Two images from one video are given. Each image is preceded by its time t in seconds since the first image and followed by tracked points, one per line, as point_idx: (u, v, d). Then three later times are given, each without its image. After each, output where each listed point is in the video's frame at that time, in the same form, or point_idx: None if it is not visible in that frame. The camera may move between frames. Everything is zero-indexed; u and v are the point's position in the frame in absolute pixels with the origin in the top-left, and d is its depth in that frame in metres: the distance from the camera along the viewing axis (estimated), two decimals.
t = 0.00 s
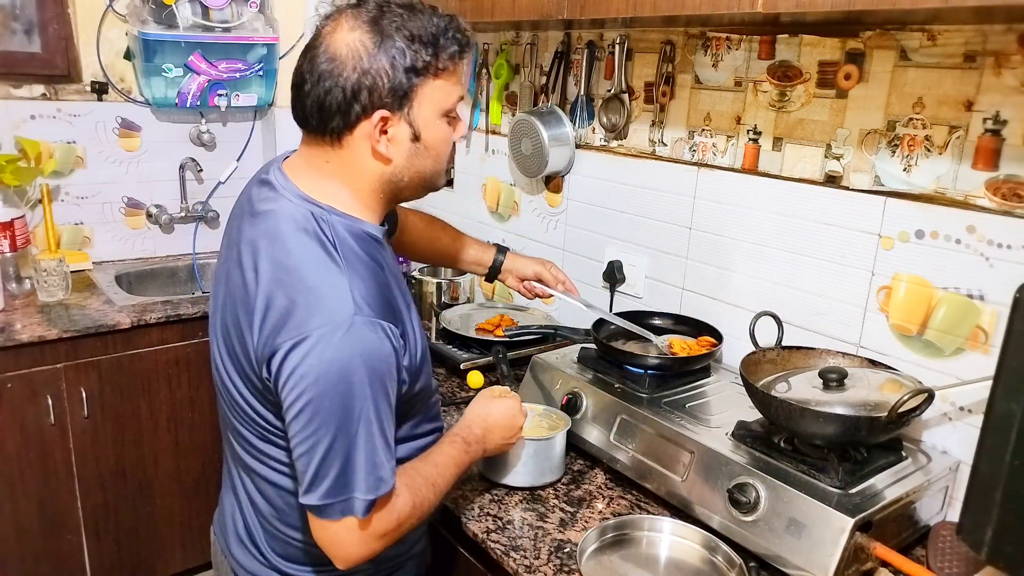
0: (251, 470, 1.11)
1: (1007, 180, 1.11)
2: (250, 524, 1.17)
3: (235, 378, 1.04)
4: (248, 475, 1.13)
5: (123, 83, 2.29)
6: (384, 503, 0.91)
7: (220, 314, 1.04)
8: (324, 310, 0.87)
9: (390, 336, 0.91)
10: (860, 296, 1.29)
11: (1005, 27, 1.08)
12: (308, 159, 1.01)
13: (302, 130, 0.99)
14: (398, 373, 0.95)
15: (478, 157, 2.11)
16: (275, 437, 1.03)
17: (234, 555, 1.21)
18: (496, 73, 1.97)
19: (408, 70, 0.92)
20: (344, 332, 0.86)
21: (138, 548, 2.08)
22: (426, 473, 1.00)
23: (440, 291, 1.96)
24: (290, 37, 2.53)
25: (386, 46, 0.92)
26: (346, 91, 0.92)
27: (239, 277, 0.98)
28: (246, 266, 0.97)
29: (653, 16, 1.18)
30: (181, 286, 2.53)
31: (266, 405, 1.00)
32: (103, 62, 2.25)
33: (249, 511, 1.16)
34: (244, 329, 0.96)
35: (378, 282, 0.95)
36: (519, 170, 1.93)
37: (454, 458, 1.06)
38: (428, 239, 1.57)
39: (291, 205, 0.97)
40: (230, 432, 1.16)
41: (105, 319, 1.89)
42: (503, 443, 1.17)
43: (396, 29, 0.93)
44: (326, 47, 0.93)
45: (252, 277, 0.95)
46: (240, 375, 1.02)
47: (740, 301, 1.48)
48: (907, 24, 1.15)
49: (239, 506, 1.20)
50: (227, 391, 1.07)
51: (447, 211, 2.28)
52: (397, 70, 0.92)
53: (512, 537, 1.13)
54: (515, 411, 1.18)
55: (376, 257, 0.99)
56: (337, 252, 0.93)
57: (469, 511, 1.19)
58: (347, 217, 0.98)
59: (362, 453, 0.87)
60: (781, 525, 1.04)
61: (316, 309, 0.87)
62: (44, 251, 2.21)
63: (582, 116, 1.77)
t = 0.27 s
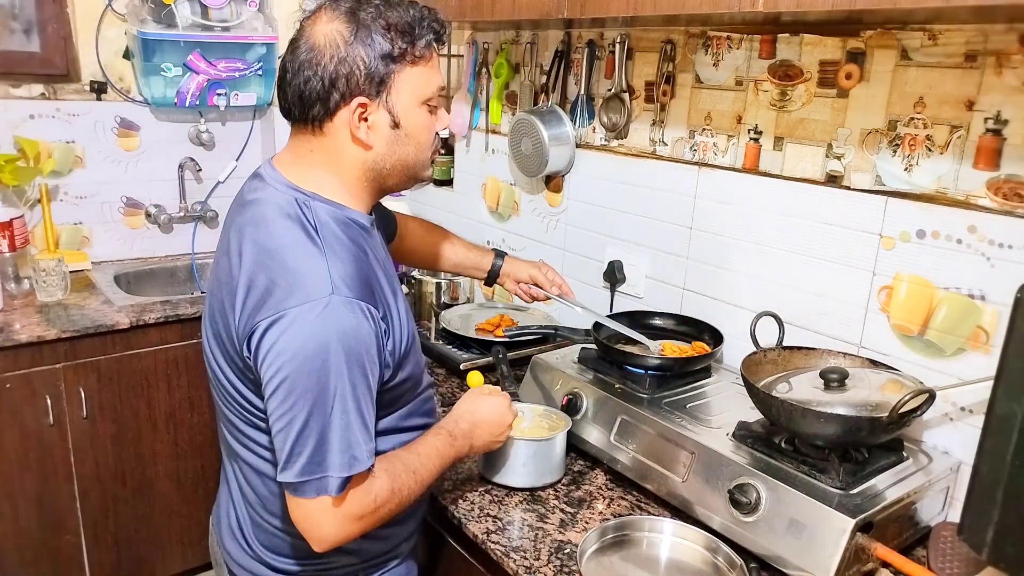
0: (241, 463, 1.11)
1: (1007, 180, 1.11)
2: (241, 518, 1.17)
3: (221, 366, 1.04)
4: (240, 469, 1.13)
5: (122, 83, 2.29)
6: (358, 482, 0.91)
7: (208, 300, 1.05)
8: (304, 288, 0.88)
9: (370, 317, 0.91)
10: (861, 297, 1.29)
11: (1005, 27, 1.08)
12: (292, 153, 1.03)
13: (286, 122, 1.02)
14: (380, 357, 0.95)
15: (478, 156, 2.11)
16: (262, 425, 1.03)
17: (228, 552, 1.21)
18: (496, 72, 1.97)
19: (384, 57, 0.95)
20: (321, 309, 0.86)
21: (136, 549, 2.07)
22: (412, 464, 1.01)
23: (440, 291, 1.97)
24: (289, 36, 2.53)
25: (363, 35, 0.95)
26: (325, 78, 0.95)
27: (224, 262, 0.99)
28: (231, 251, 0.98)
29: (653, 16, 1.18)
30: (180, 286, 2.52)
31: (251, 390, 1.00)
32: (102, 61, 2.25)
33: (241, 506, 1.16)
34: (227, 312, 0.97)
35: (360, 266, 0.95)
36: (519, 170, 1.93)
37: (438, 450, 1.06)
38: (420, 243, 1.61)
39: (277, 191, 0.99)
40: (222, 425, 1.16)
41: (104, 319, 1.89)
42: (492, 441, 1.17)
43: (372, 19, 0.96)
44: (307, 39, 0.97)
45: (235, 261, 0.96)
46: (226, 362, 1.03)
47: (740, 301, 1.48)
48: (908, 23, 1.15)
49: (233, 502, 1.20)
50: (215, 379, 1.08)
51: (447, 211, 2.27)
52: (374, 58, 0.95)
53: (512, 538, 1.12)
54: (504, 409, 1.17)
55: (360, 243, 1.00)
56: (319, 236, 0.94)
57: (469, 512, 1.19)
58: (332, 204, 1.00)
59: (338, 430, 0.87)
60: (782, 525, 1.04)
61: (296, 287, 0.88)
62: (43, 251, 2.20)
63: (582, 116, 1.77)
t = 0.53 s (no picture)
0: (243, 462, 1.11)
1: (1007, 180, 1.11)
2: (243, 517, 1.17)
3: (223, 364, 1.04)
4: (241, 468, 1.13)
5: (122, 83, 2.29)
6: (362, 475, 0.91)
7: (210, 299, 1.05)
8: (308, 283, 0.88)
9: (375, 312, 0.91)
10: (861, 297, 1.29)
11: (1005, 27, 1.08)
12: (293, 151, 1.03)
13: (287, 121, 1.02)
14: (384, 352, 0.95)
15: (478, 156, 2.11)
16: (264, 423, 1.03)
17: (230, 552, 1.21)
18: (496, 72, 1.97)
19: (383, 55, 0.96)
20: (326, 304, 0.86)
21: (137, 549, 2.07)
22: (412, 458, 1.01)
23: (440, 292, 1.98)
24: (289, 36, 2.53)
25: (362, 33, 0.95)
26: (325, 76, 0.95)
27: (227, 259, 0.99)
28: (233, 248, 0.98)
29: (653, 15, 1.18)
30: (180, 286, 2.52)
31: (254, 387, 1.00)
32: (102, 61, 2.25)
33: (243, 505, 1.16)
34: (230, 309, 0.97)
35: (364, 261, 0.96)
36: (519, 170, 1.93)
37: (438, 446, 1.06)
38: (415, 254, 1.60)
39: (278, 189, 0.99)
40: (223, 424, 1.16)
41: (105, 319, 1.89)
42: (492, 439, 1.17)
43: (372, 18, 0.96)
44: (307, 38, 0.97)
45: (238, 258, 0.97)
46: (229, 360, 1.03)
47: (740, 301, 1.48)
48: (908, 23, 1.15)
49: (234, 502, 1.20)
50: (218, 377, 1.08)
51: (446, 211, 2.28)
52: (374, 56, 0.95)
53: (512, 538, 1.12)
54: (505, 408, 1.17)
55: (362, 239, 1.00)
56: (323, 232, 0.94)
57: (469, 512, 1.19)
58: (333, 201, 1.00)
59: (343, 424, 0.87)
60: (782, 525, 1.04)
61: (300, 282, 0.88)
62: (43, 251, 2.21)
63: (582, 116, 1.77)
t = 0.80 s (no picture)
0: (240, 464, 1.11)
1: (1007, 180, 1.11)
2: (239, 518, 1.17)
3: (218, 366, 1.04)
4: (239, 470, 1.13)
5: (122, 83, 2.29)
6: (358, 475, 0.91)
7: (204, 300, 1.05)
8: (302, 284, 0.88)
9: (370, 311, 0.91)
10: (861, 297, 1.29)
11: (1006, 27, 1.08)
12: (285, 151, 1.03)
13: (278, 120, 1.02)
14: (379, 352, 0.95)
15: (477, 156, 2.11)
16: (260, 425, 1.03)
17: (228, 554, 1.20)
18: (496, 72, 1.97)
19: (374, 52, 0.96)
20: (319, 305, 0.86)
21: (137, 549, 2.07)
22: (408, 458, 1.01)
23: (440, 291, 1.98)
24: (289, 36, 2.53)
25: (353, 31, 0.95)
26: (316, 74, 0.95)
27: (220, 261, 0.99)
28: (226, 250, 0.98)
29: (653, 15, 1.18)
30: (180, 286, 2.52)
31: (249, 388, 1.00)
32: (102, 61, 2.25)
33: (241, 507, 1.16)
34: (224, 310, 0.97)
35: (358, 261, 0.96)
36: (519, 170, 1.93)
37: (436, 447, 1.06)
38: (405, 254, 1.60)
39: (271, 190, 0.99)
40: (220, 426, 1.16)
41: (105, 319, 1.89)
42: (490, 439, 1.17)
43: (362, 16, 0.96)
44: (297, 36, 0.97)
45: (231, 259, 0.96)
46: (224, 362, 1.03)
47: (740, 301, 1.48)
48: (908, 23, 1.15)
49: (232, 503, 1.20)
50: (212, 379, 1.08)
51: (446, 211, 2.28)
52: (365, 54, 0.95)
53: (512, 538, 1.12)
54: (502, 406, 1.18)
55: (356, 239, 1.00)
56: (316, 232, 0.94)
57: (469, 511, 1.19)
58: (326, 201, 1.00)
59: (338, 425, 0.87)
60: (782, 525, 1.04)
61: (294, 282, 0.88)
62: (43, 251, 2.21)
63: (582, 116, 1.77)
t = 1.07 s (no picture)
0: (242, 465, 1.11)
1: (1007, 180, 1.11)
2: (242, 520, 1.16)
3: (220, 370, 1.04)
4: (241, 471, 1.13)
5: (122, 83, 2.29)
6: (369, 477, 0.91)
7: (203, 305, 1.05)
8: (306, 288, 0.88)
9: (374, 312, 0.91)
10: (861, 297, 1.29)
11: (1006, 27, 1.08)
12: (280, 151, 1.03)
13: (272, 121, 1.02)
14: (384, 352, 0.95)
15: (477, 156, 2.11)
16: (263, 427, 1.03)
17: (230, 555, 1.20)
18: (496, 72, 1.97)
19: (370, 52, 0.96)
20: (325, 308, 0.86)
21: (138, 549, 2.07)
22: (417, 457, 1.01)
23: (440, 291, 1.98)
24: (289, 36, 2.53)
25: (348, 31, 0.95)
26: (313, 75, 0.95)
27: (219, 266, 0.99)
28: (226, 255, 0.98)
29: (653, 15, 1.18)
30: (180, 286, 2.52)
31: (252, 391, 1.00)
32: (102, 61, 2.25)
33: (243, 508, 1.16)
34: (226, 316, 0.97)
35: (359, 262, 0.95)
36: (519, 170, 1.92)
37: (441, 443, 1.06)
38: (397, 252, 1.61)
39: (269, 192, 0.99)
40: (220, 428, 1.16)
41: (105, 319, 1.89)
42: (491, 432, 1.17)
43: (357, 15, 0.96)
44: (291, 36, 0.97)
45: (232, 264, 0.96)
46: (226, 366, 1.02)
47: (740, 301, 1.48)
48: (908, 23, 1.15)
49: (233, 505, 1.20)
50: (213, 383, 1.07)
51: (447, 211, 2.28)
52: (361, 53, 0.95)
53: (512, 538, 1.12)
54: (503, 402, 1.18)
55: (357, 240, 1.00)
56: (317, 235, 0.94)
57: (469, 511, 1.19)
58: (325, 203, 1.00)
59: (348, 427, 0.87)
60: (782, 525, 1.04)
61: (298, 287, 0.88)
62: (43, 251, 2.21)
63: (582, 116, 1.77)
